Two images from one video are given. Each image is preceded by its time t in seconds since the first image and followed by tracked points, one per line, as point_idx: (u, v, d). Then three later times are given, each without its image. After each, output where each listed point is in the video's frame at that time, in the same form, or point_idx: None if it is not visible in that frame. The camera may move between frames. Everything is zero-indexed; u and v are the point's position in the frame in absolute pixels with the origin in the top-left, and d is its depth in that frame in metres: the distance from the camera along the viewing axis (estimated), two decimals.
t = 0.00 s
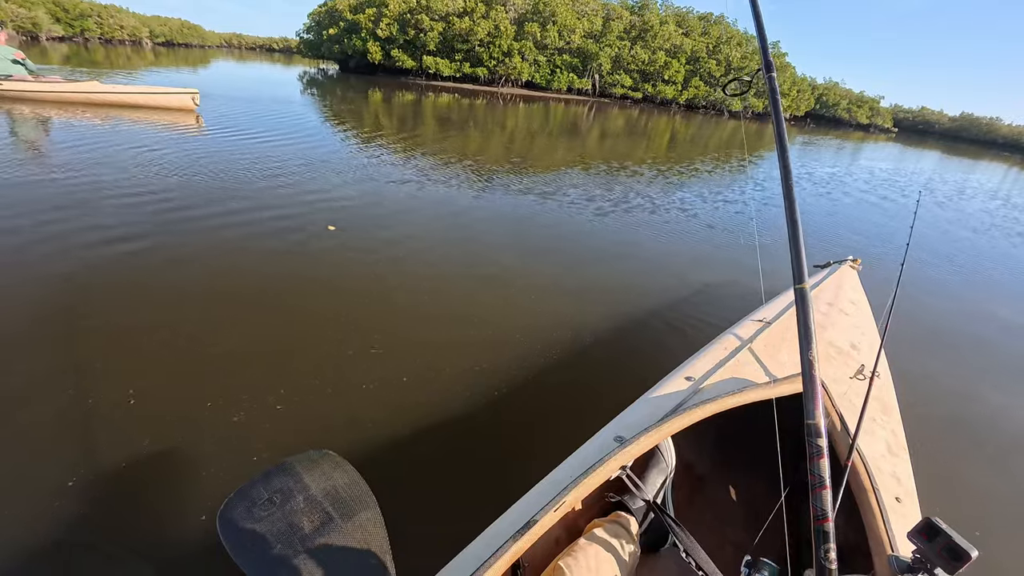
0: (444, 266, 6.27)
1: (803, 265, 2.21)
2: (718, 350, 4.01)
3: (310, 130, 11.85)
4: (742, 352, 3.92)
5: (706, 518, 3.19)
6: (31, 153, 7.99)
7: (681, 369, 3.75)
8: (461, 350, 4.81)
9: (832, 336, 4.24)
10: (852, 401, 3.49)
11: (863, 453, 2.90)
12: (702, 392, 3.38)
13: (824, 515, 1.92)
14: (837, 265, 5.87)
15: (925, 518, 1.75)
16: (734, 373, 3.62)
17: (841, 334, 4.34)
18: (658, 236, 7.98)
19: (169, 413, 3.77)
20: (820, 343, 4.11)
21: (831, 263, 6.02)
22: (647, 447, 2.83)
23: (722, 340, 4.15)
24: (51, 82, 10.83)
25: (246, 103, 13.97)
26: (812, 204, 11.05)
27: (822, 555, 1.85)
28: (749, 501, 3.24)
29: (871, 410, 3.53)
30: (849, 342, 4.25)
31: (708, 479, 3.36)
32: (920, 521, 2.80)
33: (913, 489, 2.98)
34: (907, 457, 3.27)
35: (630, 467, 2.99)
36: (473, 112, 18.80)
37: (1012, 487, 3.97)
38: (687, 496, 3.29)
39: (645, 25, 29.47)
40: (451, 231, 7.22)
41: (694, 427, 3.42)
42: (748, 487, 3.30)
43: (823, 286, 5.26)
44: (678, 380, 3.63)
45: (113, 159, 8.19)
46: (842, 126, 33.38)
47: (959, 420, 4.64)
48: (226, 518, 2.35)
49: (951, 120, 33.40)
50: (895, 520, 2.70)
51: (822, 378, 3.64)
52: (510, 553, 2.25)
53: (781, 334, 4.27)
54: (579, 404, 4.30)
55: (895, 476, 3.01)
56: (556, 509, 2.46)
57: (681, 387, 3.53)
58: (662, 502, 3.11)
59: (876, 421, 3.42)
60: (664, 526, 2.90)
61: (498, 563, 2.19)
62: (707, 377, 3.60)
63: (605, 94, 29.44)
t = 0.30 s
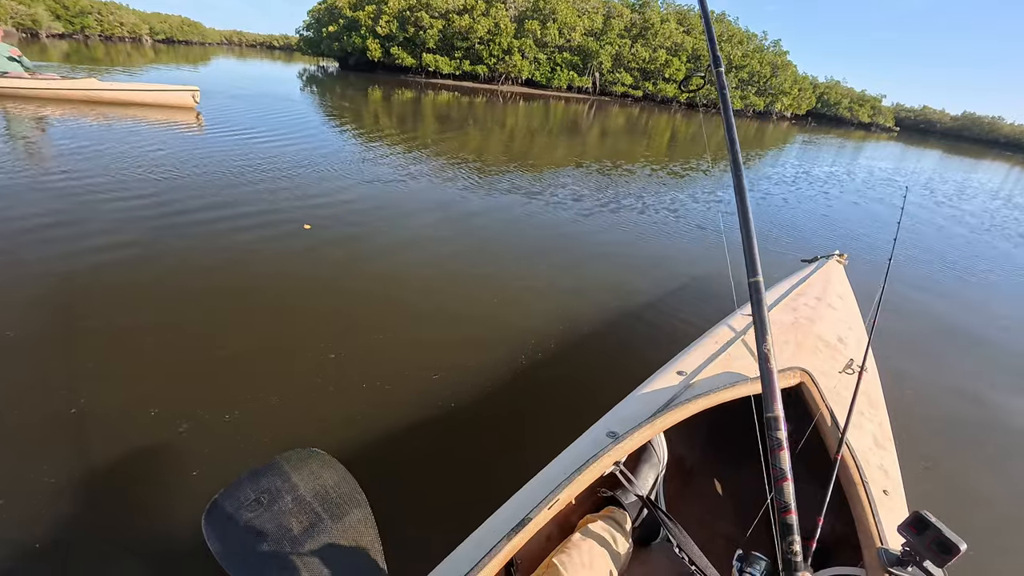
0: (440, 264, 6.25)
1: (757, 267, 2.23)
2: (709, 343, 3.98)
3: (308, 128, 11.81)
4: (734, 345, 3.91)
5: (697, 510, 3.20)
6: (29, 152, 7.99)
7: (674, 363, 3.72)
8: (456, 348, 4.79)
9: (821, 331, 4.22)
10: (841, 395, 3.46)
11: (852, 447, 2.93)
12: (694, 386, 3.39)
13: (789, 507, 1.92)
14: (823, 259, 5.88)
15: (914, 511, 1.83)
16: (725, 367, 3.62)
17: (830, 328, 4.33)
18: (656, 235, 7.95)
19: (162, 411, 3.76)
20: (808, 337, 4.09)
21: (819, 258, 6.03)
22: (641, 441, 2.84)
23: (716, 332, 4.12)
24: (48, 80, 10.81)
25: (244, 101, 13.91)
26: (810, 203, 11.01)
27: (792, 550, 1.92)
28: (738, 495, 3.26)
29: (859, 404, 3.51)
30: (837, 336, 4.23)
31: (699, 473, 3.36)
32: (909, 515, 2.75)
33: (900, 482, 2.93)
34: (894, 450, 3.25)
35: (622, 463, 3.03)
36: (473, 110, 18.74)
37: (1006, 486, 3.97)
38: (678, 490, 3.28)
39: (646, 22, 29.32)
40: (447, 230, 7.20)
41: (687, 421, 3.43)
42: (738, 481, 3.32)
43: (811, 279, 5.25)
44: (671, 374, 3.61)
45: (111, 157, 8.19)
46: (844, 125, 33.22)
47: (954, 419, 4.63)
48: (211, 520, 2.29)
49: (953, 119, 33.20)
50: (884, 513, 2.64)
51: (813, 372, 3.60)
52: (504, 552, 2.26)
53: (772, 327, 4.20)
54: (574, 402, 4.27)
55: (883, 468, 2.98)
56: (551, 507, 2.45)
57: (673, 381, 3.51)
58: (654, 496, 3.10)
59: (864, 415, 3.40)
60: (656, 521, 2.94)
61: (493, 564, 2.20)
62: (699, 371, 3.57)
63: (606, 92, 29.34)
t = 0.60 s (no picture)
0: (438, 262, 6.20)
1: (697, 300, 2.27)
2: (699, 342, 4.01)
3: (306, 126, 11.77)
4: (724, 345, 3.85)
5: (690, 506, 3.21)
6: (29, 149, 7.99)
7: (665, 361, 3.77)
8: (452, 346, 4.74)
9: (808, 326, 4.27)
10: (829, 388, 3.51)
11: (841, 438, 2.90)
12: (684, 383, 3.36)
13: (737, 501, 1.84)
14: (809, 255, 5.95)
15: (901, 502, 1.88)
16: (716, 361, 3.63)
17: (817, 323, 4.39)
18: (654, 234, 7.92)
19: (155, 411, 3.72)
20: (796, 333, 4.15)
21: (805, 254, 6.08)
22: (634, 438, 2.78)
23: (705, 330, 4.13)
24: (48, 78, 10.79)
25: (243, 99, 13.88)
26: (809, 202, 10.97)
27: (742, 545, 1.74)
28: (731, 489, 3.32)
29: (846, 397, 3.56)
30: (824, 330, 4.29)
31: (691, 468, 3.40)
32: (895, 504, 2.82)
33: (887, 472, 3.00)
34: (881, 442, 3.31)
35: (615, 461, 3.03)
36: (473, 108, 18.72)
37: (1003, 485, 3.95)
38: (672, 484, 3.30)
39: (647, 21, 29.25)
40: (445, 228, 7.16)
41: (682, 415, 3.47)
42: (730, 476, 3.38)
43: (798, 275, 5.29)
44: (662, 373, 3.65)
45: (111, 154, 8.18)
46: (845, 124, 33.13)
47: (951, 418, 4.60)
48: (203, 530, 2.26)
49: (955, 119, 33.08)
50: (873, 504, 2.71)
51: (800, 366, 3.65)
52: (501, 551, 2.20)
53: (760, 323, 4.25)
54: (571, 401, 4.22)
55: (870, 459, 3.04)
56: (546, 505, 2.39)
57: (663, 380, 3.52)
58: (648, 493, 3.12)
59: (851, 408, 3.44)
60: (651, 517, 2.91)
61: (490, 564, 2.14)
62: (689, 370, 3.62)
63: (606, 91, 29.28)
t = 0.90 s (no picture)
0: (435, 261, 6.15)
1: (653, 321, 2.83)
2: (689, 342, 4.00)
3: (305, 124, 11.72)
4: (713, 343, 3.93)
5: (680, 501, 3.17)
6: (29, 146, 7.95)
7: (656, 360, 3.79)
8: (453, 344, 4.74)
9: (797, 323, 4.33)
10: (817, 384, 3.57)
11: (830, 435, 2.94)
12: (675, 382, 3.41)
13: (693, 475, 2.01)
14: (797, 253, 5.97)
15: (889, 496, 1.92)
16: (704, 361, 3.69)
17: (806, 320, 4.45)
18: (653, 233, 7.88)
19: (146, 411, 3.67)
20: (785, 330, 4.20)
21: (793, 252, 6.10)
22: (627, 438, 2.77)
23: (693, 330, 4.16)
24: (47, 77, 10.73)
25: (242, 97, 13.83)
26: (809, 202, 10.93)
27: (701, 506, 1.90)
28: (723, 486, 3.26)
29: (835, 393, 3.61)
30: (812, 327, 4.35)
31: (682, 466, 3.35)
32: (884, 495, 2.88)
33: (875, 466, 3.05)
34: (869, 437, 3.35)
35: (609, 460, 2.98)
36: (473, 107, 18.70)
37: (1006, 489, 3.88)
38: (664, 481, 3.27)
39: (648, 20, 29.18)
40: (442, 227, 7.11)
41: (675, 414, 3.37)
42: (722, 473, 3.32)
43: (786, 274, 5.32)
44: (653, 374, 3.66)
45: (111, 152, 8.14)
46: (846, 125, 33.05)
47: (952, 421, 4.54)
48: (194, 542, 2.04)
49: (957, 119, 32.98)
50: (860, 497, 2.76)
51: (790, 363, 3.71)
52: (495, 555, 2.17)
53: (749, 321, 4.30)
54: (566, 401, 4.18)
55: (859, 454, 3.08)
56: (540, 507, 2.37)
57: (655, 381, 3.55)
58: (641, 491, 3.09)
59: (840, 403, 3.50)
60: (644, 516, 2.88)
61: (485, 568, 2.12)
62: (680, 368, 3.64)
63: (607, 90, 29.21)
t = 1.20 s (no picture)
0: (430, 260, 6.10)
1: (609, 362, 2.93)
2: (679, 340, 3.97)
3: (302, 122, 11.67)
4: (702, 341, 3.91)
5: (671, 502, 3.11)
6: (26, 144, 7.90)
7: (646, 358, 3.72)
8: (452, 340, 4.75)
9: (787, 320, 4.33)
10: (807, 380, 3.58)
11: (820, 431, 2.96)
12: (666, 381, 3.39)
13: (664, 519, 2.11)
14: (785, 249, 5.92)
15: (881, 492, 1.94)
16: (694, 360, 3.67)
17: (795, 316, 4.44)
18: (649, 232, 7.84)
19: (136, 411, 3.62)
20: (774, 327, 4.20)
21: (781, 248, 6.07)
22: (619, 438, 2.79)
23: (682, 329, 4.12)
24: (44, 75, 10.65)
25: (239, 95, 13.75)
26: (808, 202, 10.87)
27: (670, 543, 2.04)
28: (716, 485, 3.26)
29: (824, 388, 3.62)
30: (802, 323, 4.34)
31: (674, 465, 3.30)
32: (876, 492, 2.82)
33: (867, 460, 3.04)
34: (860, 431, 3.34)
35: (600, 461, 2.94)
36: (473, 106, 18.67)
37: (1003, 491, 3.84)
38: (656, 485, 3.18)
39: (648, 19, 29.06)
40: (438, 225, 7.05)
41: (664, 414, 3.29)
42: (714, 472, 3.32)
43: (775, 270, 5.30)
44: (644, 372, 3.60)
45: (108, 149, 8.09)
46: (847, 124, 32.96)
47: (949, 422, 4.50)
48: (176, 556, 2.02)
49: (958, 119, 32.87)
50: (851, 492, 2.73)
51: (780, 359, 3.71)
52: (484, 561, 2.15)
53: (739, 318, 4.30)
54: (560, 401, 4.12)
55: (849, 448, 3.08)
56: (530, 512, 2.35)
57: (646, 379, 3.50)
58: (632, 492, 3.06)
59: (830, 398, 3.50)
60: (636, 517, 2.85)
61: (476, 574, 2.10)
62: (671, 366, 3.60)
63: (607, 89, 29.14)
